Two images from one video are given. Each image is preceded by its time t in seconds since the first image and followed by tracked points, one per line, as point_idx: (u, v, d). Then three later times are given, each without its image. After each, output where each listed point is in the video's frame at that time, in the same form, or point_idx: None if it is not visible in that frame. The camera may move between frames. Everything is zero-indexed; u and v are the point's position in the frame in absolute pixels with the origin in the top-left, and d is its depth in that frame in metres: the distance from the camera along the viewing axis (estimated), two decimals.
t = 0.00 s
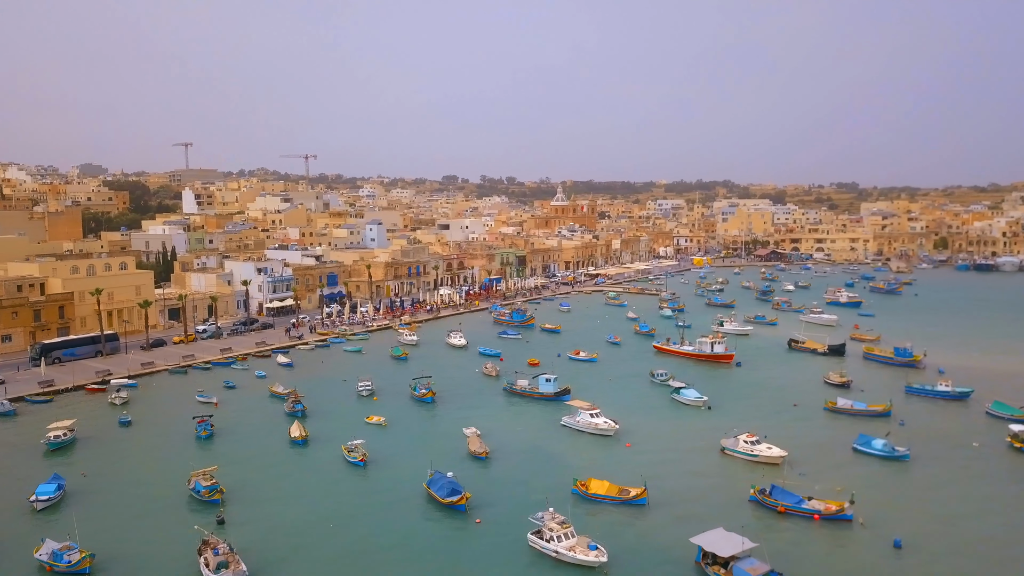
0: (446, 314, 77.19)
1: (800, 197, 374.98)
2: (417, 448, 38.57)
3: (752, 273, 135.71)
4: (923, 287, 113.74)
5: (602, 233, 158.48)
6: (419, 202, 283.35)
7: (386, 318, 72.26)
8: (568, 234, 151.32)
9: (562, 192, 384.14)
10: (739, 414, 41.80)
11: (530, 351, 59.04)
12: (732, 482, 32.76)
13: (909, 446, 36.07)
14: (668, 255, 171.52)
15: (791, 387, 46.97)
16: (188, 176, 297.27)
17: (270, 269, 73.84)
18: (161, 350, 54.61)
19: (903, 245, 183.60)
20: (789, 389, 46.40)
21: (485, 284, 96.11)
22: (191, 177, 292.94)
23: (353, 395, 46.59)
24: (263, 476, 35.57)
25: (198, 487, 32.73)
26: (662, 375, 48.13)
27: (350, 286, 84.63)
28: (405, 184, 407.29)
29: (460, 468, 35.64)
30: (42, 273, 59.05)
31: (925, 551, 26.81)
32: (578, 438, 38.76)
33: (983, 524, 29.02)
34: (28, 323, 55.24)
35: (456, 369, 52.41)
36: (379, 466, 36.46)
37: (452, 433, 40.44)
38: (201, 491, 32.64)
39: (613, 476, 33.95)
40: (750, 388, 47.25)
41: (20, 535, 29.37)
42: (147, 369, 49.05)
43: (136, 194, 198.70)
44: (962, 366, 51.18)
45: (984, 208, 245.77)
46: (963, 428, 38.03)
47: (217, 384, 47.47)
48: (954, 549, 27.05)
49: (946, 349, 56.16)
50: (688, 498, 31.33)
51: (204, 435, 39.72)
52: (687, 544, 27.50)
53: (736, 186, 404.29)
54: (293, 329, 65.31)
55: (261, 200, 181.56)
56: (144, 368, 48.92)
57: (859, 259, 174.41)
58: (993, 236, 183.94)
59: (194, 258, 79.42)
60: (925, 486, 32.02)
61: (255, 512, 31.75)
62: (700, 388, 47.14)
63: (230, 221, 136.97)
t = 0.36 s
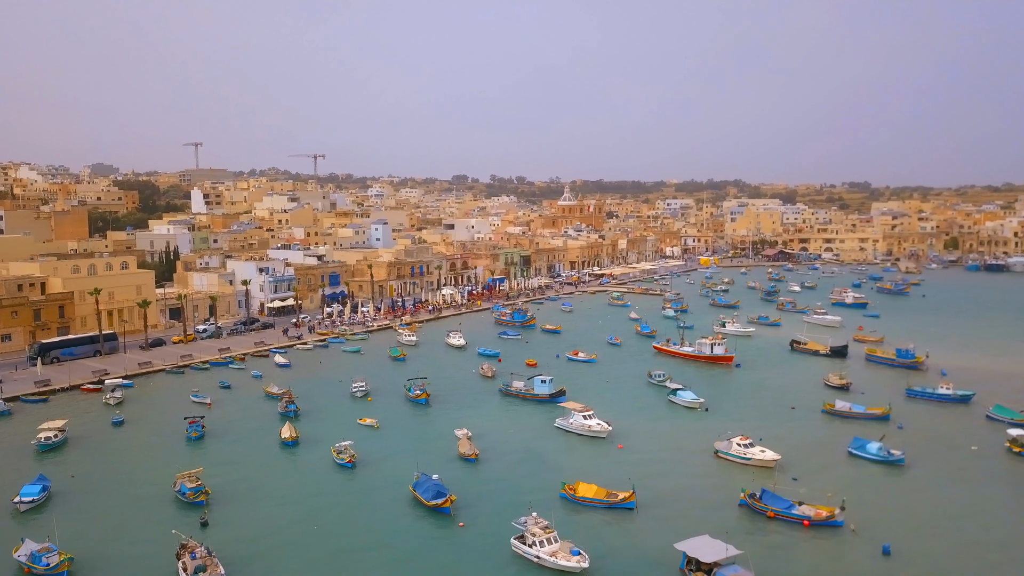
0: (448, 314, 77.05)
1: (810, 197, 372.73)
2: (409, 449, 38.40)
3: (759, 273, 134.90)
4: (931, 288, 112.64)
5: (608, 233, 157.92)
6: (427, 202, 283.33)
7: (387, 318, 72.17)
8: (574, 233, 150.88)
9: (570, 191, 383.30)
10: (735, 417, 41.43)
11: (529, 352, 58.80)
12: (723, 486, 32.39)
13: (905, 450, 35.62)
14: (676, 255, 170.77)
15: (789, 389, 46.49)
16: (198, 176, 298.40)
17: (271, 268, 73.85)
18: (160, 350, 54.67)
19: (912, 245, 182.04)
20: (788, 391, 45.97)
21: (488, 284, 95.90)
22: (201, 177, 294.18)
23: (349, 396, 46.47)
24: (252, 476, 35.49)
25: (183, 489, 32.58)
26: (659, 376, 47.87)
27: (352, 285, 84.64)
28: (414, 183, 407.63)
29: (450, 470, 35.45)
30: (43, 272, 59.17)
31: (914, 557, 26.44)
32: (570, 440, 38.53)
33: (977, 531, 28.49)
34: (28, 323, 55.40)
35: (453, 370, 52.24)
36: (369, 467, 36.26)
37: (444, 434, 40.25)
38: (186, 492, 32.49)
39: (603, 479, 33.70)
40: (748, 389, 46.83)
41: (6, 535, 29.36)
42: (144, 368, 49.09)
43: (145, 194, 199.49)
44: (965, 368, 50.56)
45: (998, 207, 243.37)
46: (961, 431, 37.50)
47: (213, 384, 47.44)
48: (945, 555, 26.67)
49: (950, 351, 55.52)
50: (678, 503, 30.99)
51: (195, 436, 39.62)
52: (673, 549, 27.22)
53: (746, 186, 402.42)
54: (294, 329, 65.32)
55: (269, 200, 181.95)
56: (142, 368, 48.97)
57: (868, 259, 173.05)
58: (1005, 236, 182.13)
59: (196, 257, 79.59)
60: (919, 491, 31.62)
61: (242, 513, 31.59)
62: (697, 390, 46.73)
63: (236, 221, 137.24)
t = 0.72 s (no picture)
0: (450, 314, 76.86)
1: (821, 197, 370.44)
2: (400, 450, 38.17)
3: (766, 273, 133.93)
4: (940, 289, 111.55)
5: (615, 233, 157.22)
6: (435, 201, 283.10)
7: (389, 318, 72.05)
8: (581, 233, 150.34)
9: (579, 190, 382.43)
10: (731, 419, 41.01)
11: (529, 352, 58.54)
12: (714, 491, 31.94)
13: (902, 455, 35.06)
14: (683, 255, 169.91)
15: (788, 391, 45.97)
16: (208, 175, 299.55)
17: (273, 268, 73.89)
18: (159, 350, 54.72)
19: (923, 245, 180.41)
20: (786, 393, 45.49)
21: (492, 284, 95.68)
22: (211, 176, 295.50)
23: (344, 396, 46.29)
24: (241, 476, 35.37)
25: (168, 490, 32.40)
26: (657, 378, 47.43)
27: (355, 285, 84.48)
28: (424, 183, 407.81)
29: (439, 471, 35.18)
30: (44, 271, 59.25)
31: (904, 564, 25.97)
32: (562, 442, 38.21)
33: (971, 538, 27.92)
34: (28, 322, 55.52)
35: (450, 371, 52.01)
36: (359, 468, 36.02)
37: (437, 435, 40.01)
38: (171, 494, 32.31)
39: (593, 482, 33.37)
40: (746, 391, 46.36)
41: None
42: (141, 368, 49.09)
43: (154, 194, 200.34)
44: (968, 369, 49.89)
45: (1011, 207, 240.99)
46: (960, 435, 36.88)
47: (209, 384, 47.38)
48: (937, 561, 26.22)
49: (954, 352, 54.81)
50: (667, 507, 30.56)
51: (187, 436, 39.49)
52: (659, 555, 26.88)
53: (756, 185, 400.46)
54: (294, 329, 65.21)
55: (277, 199, 182.27)
56: (139, 368, 48.98)
57: (877, 259, 171.67)
58: (1017, 236, 180.27)
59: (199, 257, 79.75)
60: (913, 496, 31.17)
61: (228, 514, 31.39)
62: (694, 391, 46.31)
63: (243, 220, 137.54)
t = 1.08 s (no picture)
0: (451, 314, 76.70)
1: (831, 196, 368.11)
2: (391, 451, 37.97)
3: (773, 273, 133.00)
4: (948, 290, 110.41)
5: (622, 232, 156.52)
6: (442, 201, 282.95)
7: (389, 318, 71.94)
8: (587, 233, 149.83)
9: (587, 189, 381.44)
10: (726, 421, 40.62)
11: (528, 353, 58.29)
12: (703, 495, 31.53)
13: (898, 460, 34.51)
14: (690, 255, 169.03)
15: (786, 393, 45.51)
16: (217, 173, 300.51)
17: (275, 267, 73.93)
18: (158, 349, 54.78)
19: (932, 245, 178.79)
20: (784, 396, 45.03)
21: (495, 284, 95.43)
22: (220, 176, 296.57)
23: (338, 397, 46.16)
24: (230, 477, 35.26)
25: (152, 491, 32.26)
26: (653, 380, 47.02)
27: (357, 285, 84.42)
28: (432, 182, 407.77)
29: (428, 473, 34.95)
30: (44, 271, 59.30)
31: (892, 571, 25.55)
32: (554, 444, 37.94)
33: (964, 546, 27.39)
34: (28, 321, 55.60)
35: (447, 372, 51.80)
36: (348, 470, 35.81)
37: (429, 436, 39.80)
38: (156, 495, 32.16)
39: (582, 484, 33.06)
40: (743, 393, 45.94)
41: None
42: (139, 368, 49.14)
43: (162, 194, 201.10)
44: (971, 371, 49.25)
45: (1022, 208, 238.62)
46: (958, 440, 36.29)
47: (204, 384, 47.35)
48: (927, 568, 25.78)
49: (957, 354, 54.19)
50: (655, 511, 30.18)
51: (177, 436, 39.41)
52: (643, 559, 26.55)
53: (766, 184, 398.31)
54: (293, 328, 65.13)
55: (283, 198, 182.52)
56: (136, 368, 49.02)
57: (886, 259, 170.23)
58: None
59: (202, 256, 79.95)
60: (906, 501, 30.71)
61: (213, 515, 31.26)
62: (691, 393, 45.92)
63: (249, 220, 137.71)
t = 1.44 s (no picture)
0: (452, 314, 76.53)
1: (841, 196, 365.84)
2: (381, 453, 37.70)
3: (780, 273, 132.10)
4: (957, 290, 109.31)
5: (628, 232, 155.82)
6: (449, 200, 282.80)
7: (390, 318, 71.81)
8: (593, 232, 149.29)
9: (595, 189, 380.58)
10: (722, 423, 40.14)
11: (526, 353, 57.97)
12: (692, 498, 31.08)
13: (893, 464, 33.95)
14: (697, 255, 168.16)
15: (784, 395, 44.99)
16: (226, 173, 301.56)
17: (276, 267, 73.95)
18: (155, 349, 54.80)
19: (942, 245, 177.21)
20: (782, 397, 44.52)
21: (498, 284, 95.20)
22: (229, 176, 297.50)
23: (332, 397, 45.95)
24: (217, 477, 35.08)
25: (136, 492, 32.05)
26: (650, 382, 46.58)
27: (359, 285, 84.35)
28: (440, 181, 407.79)
29: (416, 475, 34.66)
30: (44, 270, 59.37)
31: None
32: (545, 446, 37.59)
33: (956, 550, 26.87)
34: (27, 321, 55.68)
35: (443, 373, 51.52)
36: (336, 471, 35.56)
37: (420, 438, 39.51)
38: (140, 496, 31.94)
39: (571, 487, 32.67)
40: (740, 394, 45.46)
41: None
42: (135, 368, 49.14)
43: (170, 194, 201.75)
44: (973, 373, 48.60)
45: None
46: (956, 443, 35.67)
47: (199, 385, 47.26)
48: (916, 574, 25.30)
49: (960, 356, 53.48)
50: (643, 513, 29.76)
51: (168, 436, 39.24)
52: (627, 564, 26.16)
53: (774, 184, 396.35)
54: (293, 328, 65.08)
55: (290, 197, 182.70)
56: (133, 368, 49.03)
57: (895, 259, 168.86)
58: None
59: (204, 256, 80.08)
60: (900, 505, 30.18)
61: (197, 516, 31.06)
62: (688, 394, 45.47)
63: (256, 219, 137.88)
